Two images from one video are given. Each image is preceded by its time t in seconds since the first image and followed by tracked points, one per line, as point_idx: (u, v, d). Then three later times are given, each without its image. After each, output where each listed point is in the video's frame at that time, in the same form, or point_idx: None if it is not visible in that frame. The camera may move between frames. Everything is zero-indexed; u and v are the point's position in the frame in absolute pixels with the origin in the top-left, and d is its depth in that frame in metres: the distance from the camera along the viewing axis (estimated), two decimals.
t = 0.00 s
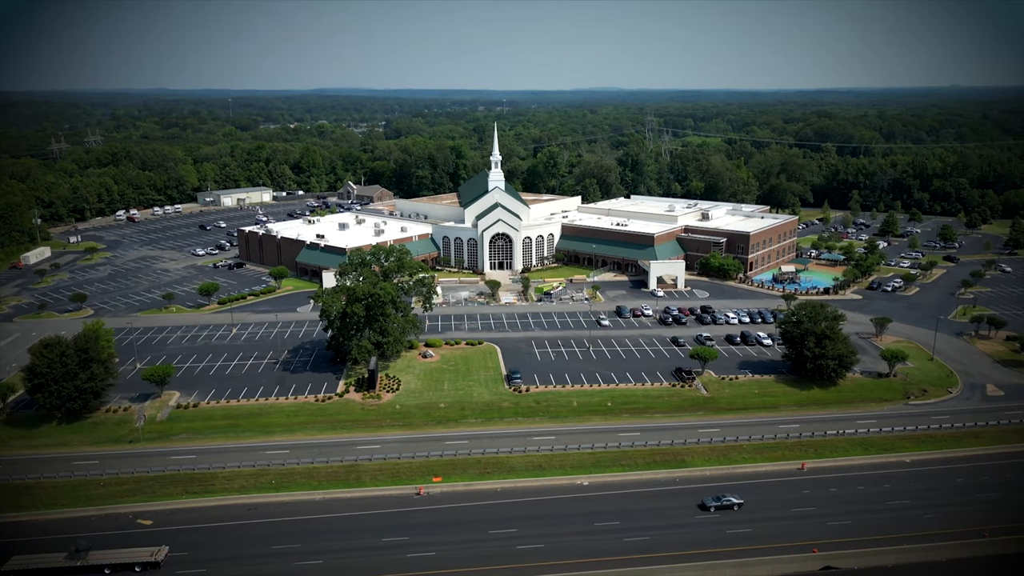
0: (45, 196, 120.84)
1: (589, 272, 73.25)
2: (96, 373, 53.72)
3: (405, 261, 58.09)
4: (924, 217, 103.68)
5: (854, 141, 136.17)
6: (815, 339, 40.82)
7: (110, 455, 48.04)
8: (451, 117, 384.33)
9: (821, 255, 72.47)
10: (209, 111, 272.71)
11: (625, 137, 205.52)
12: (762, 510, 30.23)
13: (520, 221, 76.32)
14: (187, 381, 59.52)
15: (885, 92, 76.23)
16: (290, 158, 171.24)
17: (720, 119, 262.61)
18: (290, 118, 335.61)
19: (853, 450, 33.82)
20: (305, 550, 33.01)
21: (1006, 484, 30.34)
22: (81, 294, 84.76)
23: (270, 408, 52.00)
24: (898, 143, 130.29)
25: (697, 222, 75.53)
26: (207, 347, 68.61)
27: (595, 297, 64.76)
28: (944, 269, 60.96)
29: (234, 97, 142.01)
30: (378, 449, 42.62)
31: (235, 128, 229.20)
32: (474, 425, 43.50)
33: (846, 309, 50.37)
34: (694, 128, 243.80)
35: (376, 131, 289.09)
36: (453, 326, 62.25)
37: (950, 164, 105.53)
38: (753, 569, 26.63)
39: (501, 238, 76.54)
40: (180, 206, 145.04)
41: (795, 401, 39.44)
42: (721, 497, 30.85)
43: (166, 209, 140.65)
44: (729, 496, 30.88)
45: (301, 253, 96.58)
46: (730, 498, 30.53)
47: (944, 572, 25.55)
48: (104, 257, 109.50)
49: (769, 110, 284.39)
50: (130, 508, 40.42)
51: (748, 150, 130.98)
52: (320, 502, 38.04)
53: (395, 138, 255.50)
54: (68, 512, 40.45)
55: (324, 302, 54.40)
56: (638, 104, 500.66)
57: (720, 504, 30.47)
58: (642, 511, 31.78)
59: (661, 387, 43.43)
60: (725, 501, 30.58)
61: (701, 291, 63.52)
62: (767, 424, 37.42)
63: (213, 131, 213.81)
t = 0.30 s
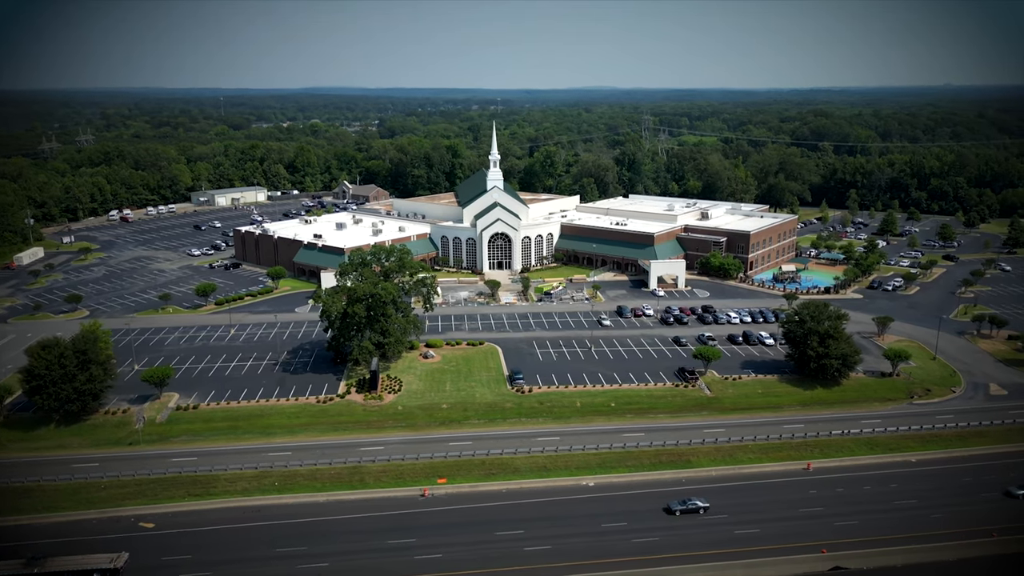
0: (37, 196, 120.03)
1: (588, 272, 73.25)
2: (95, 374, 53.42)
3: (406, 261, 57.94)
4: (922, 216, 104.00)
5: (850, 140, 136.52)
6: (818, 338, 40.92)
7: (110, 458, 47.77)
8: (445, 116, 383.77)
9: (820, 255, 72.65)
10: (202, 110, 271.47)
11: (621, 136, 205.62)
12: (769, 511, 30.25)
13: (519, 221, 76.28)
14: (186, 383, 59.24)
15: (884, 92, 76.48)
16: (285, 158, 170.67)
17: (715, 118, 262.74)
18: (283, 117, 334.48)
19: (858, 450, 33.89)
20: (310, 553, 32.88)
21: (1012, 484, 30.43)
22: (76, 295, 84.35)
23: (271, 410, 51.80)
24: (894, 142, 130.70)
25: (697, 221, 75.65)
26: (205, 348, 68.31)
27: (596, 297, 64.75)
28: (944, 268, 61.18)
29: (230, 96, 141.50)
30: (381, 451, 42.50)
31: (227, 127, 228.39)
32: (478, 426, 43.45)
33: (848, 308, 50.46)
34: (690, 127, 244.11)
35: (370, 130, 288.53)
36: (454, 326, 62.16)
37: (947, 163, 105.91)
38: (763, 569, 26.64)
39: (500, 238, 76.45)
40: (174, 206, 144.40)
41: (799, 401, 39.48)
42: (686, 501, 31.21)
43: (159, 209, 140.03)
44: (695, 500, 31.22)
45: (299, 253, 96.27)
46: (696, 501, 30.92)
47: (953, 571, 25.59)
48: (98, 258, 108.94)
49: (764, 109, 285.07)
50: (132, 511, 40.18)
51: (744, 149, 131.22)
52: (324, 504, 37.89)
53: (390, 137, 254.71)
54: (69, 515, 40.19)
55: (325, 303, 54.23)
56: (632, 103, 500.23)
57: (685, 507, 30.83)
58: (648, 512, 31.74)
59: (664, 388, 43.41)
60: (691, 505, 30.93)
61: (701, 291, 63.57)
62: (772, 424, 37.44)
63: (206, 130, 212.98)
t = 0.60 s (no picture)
0: (29, 196, 119.13)
1: (588, 272, 73.20)
2: (94, 376, 53.09)
3: (407, 261, 57.76)
4: (921, 215, 104.21)
5: (847, 139, 136.84)
6: (822, 338, 41.00)
7: (111, 460, 47.48)
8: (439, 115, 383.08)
9: (820, 254, 72.75)
10: (195, 109, 270.14)
11: (617, 135, 205.62)
12: (777, 511, 30.24)
13: (518, 221, 76.21)
14: (185, 384, 58.97)
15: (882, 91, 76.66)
16: (280, 157, 170.01)
17: (711, 117, 262.86)
18: (276, 116, 333.18)
19: (864, 450, 33.94)
20: (315, 555, 32.75)
21: (1017, 483, 30.54)
22: (72, 296, 83.89)
23: (272, 411, 51.60)
24: (891, 141, 131.04)
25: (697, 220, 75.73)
26: (204, 349, 68.03)
27: (596, 296, 64.71)
28: (944, 268, 61.34)
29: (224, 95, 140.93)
30: (385, 452, 42.35)
31: (220, 126, 227.41)
32: (482, 427, 43.35)
33: (850, 308, 50.53)
34: (685, 126, 244.31)
35: (365, 129, 287.79)
36: (455, 327, 62.02)
37: (944, 162, 106.29)
38: (775, 569, 26.65)
39: (499, 238, 76.32)
40: (168, 206, 143.76)
41: (803, 400, 39.52)
42: (652, 505, 31.44)
43: (153, 208, 139.38)
44: (660, 504, 31.48)
45: (296, 253, 95.93)
46: (661, 505, 31.13)
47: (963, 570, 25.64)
48: (92, 258, 108.30)
49: (759, 108, 285.61)
50: (134, 514, 39.97)
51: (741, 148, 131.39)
52: (329, 506, 37.75)
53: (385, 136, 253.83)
54: (69, 519, 39.95)
55: (326, 303, 54.05)
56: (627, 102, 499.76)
57: (650, 511, 31.08)
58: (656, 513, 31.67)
59: (668, 388, 43.41)
60: (655, 510, 31.16)
61: (702, 290, 63.60)
62: (777, 424, 37.47)
63: (199, 129, 211.95)
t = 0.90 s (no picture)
0: (21, 196, 118.35)
1: (588, 272, 73.16)
2: (94, 378, 52.82)
3: (408, 261, 57.60)
4: (919, 214, 104.45)
5: (844, 138, 137.16)
6: (826, 337, 41.05)
7: (111, 463, 47.21)
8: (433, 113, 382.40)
9: (820, 253, 72.87)
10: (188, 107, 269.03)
11: (613, 134, 205.46)
12: (785, 511, 30.24)
13: (517, 220, 76.13)
14: (185, 386, 58.71)
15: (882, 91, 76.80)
16: (275, 156, 169.50)
17: (707, 116, 262.87)
18: (269, 115, 331.72)
19: (870, 450, 33.98)
20: (321, 558, 32.63)
21: (1022, 483, 30.63)
22: (67, 297, 83.42)
23: (274, 413, 51.41)
24: (887, 140, 131.39)
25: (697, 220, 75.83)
26: (203, 350, 67.77)
27: (597, 296, 64.68)
28: (944, 267, 61.50)
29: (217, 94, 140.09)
30: (388, 454, 42.22)
31: (213, 125, 226.44)
32: (485, 428, 43.27)
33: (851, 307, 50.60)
34: (682, 125, 244.64)
35: (359, 128, 287.07)
36: (456, 327, 61.88)
37: (943, 161, 106.61)
38: (786, 569, 26.68)
39: (499, 238, 76.22)
40: (162, 206, 143.07)
41: (807, 400, 39.56)
42: (616, 510, 31.66)
43: (147, 208, 138.68)
44: (625, 509, 31.70)
45: (294, 253, 95.60)
46: (626, 510, 31.39)
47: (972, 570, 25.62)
48: (87, 258, 107.75)
49: (755, 107, 285.78)
50: (137, 517, 39.76)
51: (738, 147, 131.58)
52: (333, 508, 37.63)
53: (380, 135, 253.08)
54: (71, 522, 39.69)
55: (327, 303, 53.83)
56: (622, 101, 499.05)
57: (615, 516, 31.29)
58: (663, 514, 31.60)
59: (672, 388, 43.40)
60: (620, 514, 31.42)
61: (703, 290, 63.62)
62: (782, 424, 37.49)
63: (191, 128, 211.05)
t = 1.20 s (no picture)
0: (15, 196, 117.64)
1: (588, 271, 73.11)
2: (93, 379, 52.56)
3: (410, 261, 57.51)
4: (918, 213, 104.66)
5: (841, 137, 137.51)
6: (830, 337, 41.11)
7: (112, 465, 46.97)
8: (428, 112, 381.92)
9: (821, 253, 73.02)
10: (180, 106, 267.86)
11: (609, 133, 205.45)
12: (794, 512, 30.23)
13: (517, 220, 76.07)
14: (185, 387, 58.44)
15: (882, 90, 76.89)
16: (270, 156, 168.99)
17: (703, 115, 263.24)
18: (262, 114, 330.48)
19: (876, 450, 34.02)
20: (328, 560, 32.51)
21: None
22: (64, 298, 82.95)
23: (275, 414, 51.22)
24: (885, 139, 131.76)
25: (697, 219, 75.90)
26: (202, 351, 67.49)
27: (598, 296, 64.66)
28: (945, 266, 61.68)
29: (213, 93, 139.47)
30: (392, 455, 42.10)
31: (206, 124, 225.57)
32: (489, 429, 43.20)
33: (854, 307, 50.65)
34: (678, 124, 244.97)
35: (353, 127, 286.33)
36: (457, 328, 61.71)
37: (941, 160, 106.94)
38: (796, 569, 26.71)
39: (498, 237, 76.12)
40: (156, 206, 142.44)
41: (812, 400, 39.58)
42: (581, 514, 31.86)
43: (142, 208, 138.10)
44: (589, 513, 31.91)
45: (292, 253, 95.27)
46: (589, 515, 31.60)
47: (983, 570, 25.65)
48: (82, 259, 107.24)
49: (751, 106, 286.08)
50: (140, 520, 39.55)
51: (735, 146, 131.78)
52: (338, 510, 37.48)
53: (375, 135, 252.56)
54: (73, 525, 39.43)
55: (328, 304, 53.62)
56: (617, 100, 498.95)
57: (578, 521, 31.53)
58: (671, 515, 31.54)
59: (676, 388, 43.39)
60: (584, 519, 31.65)
61: (704, 290, 63.64)
62: (788, 424, 37.48)
63: (185, 127, 210.22)
